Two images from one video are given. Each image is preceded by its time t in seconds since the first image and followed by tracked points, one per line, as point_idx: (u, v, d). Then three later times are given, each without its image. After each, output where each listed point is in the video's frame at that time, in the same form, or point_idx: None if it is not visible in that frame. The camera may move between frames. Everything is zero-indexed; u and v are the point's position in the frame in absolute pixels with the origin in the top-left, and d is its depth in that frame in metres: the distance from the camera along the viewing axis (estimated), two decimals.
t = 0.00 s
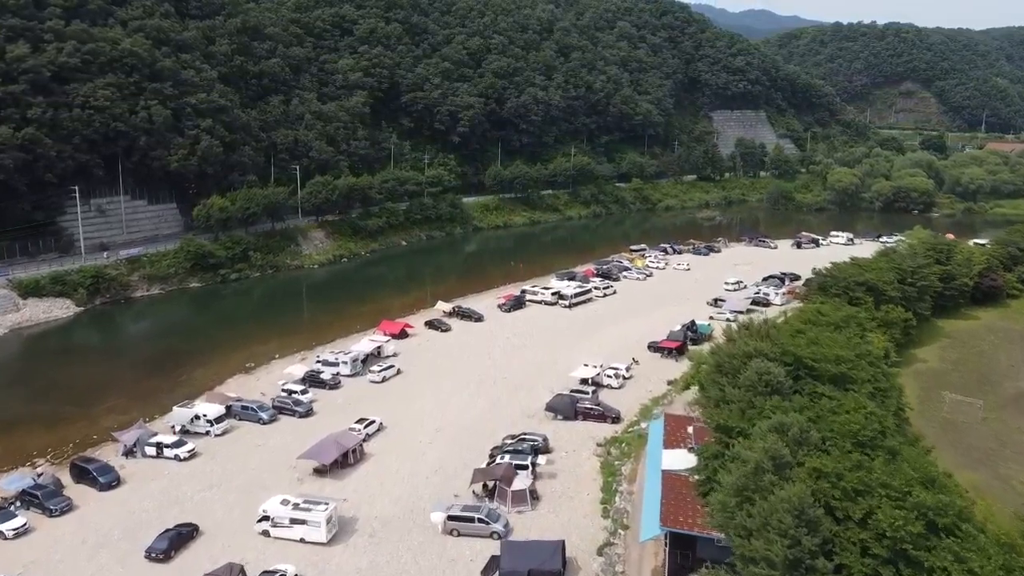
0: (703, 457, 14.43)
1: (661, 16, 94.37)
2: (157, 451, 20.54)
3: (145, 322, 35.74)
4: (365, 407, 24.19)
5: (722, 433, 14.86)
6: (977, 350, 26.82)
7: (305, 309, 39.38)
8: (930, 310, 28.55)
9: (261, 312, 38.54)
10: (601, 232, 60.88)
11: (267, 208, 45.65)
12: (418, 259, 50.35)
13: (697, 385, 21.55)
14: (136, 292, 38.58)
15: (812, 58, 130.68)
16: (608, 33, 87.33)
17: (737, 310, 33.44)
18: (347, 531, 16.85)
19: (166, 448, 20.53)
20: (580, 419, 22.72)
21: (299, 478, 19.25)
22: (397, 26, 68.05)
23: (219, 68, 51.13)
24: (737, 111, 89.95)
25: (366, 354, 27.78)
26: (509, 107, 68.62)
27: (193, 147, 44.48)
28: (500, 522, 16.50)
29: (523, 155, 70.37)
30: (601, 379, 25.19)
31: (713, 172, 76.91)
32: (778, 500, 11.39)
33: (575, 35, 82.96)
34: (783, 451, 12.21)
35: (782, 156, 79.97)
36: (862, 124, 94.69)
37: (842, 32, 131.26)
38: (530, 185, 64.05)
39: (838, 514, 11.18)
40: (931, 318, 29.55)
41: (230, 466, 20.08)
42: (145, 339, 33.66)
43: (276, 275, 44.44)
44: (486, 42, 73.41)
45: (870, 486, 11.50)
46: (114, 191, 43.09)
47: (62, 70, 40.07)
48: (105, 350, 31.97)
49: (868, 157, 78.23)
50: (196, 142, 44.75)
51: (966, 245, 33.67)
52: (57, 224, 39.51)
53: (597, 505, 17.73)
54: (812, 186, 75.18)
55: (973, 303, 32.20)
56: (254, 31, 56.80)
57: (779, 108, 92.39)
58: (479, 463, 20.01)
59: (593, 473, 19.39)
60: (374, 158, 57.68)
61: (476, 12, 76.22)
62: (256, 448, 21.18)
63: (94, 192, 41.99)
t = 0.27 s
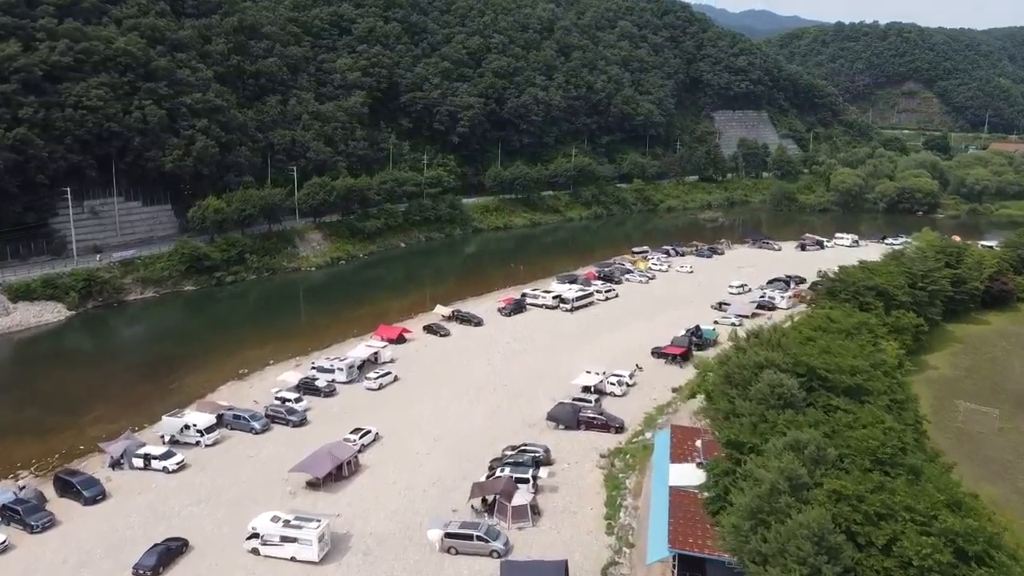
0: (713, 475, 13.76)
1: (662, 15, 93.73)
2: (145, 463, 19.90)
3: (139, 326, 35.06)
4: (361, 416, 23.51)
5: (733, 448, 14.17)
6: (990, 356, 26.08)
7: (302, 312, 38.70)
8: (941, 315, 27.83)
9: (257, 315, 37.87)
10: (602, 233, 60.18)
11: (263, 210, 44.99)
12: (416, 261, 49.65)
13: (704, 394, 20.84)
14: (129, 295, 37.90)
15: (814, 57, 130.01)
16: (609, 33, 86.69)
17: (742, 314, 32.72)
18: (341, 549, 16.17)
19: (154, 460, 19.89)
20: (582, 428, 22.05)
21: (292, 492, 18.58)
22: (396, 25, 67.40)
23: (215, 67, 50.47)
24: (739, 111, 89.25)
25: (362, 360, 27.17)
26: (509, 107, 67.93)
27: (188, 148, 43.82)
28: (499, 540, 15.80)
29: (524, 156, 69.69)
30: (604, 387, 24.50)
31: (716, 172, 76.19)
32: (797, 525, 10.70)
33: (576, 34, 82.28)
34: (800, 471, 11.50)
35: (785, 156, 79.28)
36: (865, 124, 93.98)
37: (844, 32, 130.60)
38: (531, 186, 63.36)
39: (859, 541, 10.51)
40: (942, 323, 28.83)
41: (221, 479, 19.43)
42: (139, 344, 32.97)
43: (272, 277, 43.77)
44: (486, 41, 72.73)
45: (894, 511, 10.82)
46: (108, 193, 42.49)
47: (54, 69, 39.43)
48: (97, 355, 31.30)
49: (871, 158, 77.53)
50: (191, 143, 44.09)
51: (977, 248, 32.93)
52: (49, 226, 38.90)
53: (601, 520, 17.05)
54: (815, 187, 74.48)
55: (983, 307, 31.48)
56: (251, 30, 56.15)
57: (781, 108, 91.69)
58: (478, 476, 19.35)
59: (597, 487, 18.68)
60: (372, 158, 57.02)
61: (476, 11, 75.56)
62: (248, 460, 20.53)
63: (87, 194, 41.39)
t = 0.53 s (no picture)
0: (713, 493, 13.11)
1: (653, 15, 93.31)
2: (119, 478, 19.13)
3: (120, 331, 34.20)
4: (347, 427, 22.78)
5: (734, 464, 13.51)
6: (989, 360, 25.54)
7: (288, 316, 37.88)
8: (939, 318, 27.29)
9: (242, 319, 37.04)
10: (593, 234, 59.56)
11: (248, 212, 44.14)
12: (405, 264, 48.86)
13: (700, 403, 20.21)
14: (110, 300, 36.98)
15: (805, 57, 129.97)
16: (600, 32, 86.17)
17: (736, 318, 32.11)
18: (323, 569, 15.44)
19: (129, 475, 19.12)
20: (574, 438, 21.39)
21: (273, 509, 17.83)
22: (385, 24, 66.62)
23: (200, 67, 49.57)
24: (730, 111, 88.89)
25: (347, 369, 26.62)
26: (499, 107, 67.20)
27: (171, 148, 42.93)
28: (489, 559, 15.10)
29: (514, 157, 69.01)
30: (596, 393, 23.86)
31: (707, 173, 75.74)
32: (804, 550, 10.07)
33: (566, 33, 81.68)
34: (807, 491, 10.85)
35: (776, 157, 78.92)
36: (856, 124, 93.79)
37: (834, 32, 130.61)
38: (521, 187, 62.68)
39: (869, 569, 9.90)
40: (939, 327, 28.30)
41: (199, 495, 18.68)
42: (119, 349, 32.10)
43: (258, 281, 42.94)
44: (476, 40, 72.01)
45: (907, 535, 10.20)
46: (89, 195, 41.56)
47: (33, 68, 38.49)
48: (75, 362, 30.42)
49: (863, 158, 77.27)
50: (174, 144, 43.20)
51: (974, 249, 32.42)
52: (27, 229, 37.95)
53: (595, 537, 16.38)
54: (807, 187, 74.13)
55: (981, 310, 30.99)
56: (237, 29, 55.26)
57: (773, 109, 91.35)
58: (467, 491, 18.68)
59: (590, 501, 17.98)
60: (361, 159, 56.24)
61: (466, 10, 74.85)
62: (228, 474, 19.81)
63: (68, 196, 40.47)
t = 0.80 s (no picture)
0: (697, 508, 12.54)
1: (625, 14, 93.18)
2: (72, 498, 18.10)
3: (79, 340, 32.88)
4: (315, 440, 21.92)
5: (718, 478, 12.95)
6: (967, 360, 25.35)
7: (255, 322, 36.82)
8: (916, 318, 27.07)
9: (208, 326, 35.88)
10: (567, 235, 59.05)
11: (214, 215, 42.92)
12: (376, 267, 47.87)
13: (680, 410, 19.67)
14: (68, 307, 35.62)
15: (775, 57, 130.95)
16: (572, 32, 85.78)
17: (713, 319, 31.71)
18: None
19: (83, 494, 18.10)
20: (551, 447, 20.75)
21: (236, 529, 16.96)
22: (354, 22, 65.53)
23: (162, 65, 48.18)
24: (702, 110, 89.02)
25: (316, 378, 25.73)
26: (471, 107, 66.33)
27: (133, 150, 41.59)
28: None
29: (487, 157, 68.29)
30: (573, 400, 23.25)
31: (680, 172, 75.66)
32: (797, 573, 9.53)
33: (538, 33, 81.14)
34: (799, 509, 10.31)
35: (748, 156, 79.09)
36: (826, 123, 94.50)
37: (803, 32, 131.75)
38: (494, 187, 61.98)
39: None
40: (916, 327, 28.11)
41: (158, 515, 17.75)
42: (78, 359, 30.87)
43: (224, 286, 41.75)
44: (447, 39, 71.17)
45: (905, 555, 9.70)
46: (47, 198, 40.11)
47: None
48: (30, 373, 29.15)
49: (834, 157, 77.72)
50: (136, 145, 41.86)
51: (949, 248, 32.36)
52: None
53: (574, 552, 15.73)
54: (779, 186, 74.38)
55: (956, 309, 30.91)
56: (201, 26, 53.87)
57: (744, 108, 91.62)
58: (441, 505, 17.96)
59: (569, 514, 17.32)
60: (330, 160, 55.15)
61: (437, 9, 73.97)
62: (189, 492, 18.89)
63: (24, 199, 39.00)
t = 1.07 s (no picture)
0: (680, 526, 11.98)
1: (593, 14, 92.91)
2: (18, 522, 16.98)
3: (31, 350, 31.44)
4: (280, 453, 21.00)
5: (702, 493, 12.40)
6: (942, 360, 25.22)
7: (219, 329, 35.62)
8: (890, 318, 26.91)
9: (169, 334, 34.62)
10: (538, 236, 58.48)
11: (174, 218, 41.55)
12: (344, 270, 46.81)
13: (658, 417, 19.12)
14: (20, 315, 34.10)
15: (741, 57, 131.89)
16: (540, 31, 85.28)
17: (687, 321, 31.30)
18: None
19: (30, 518, 16.99)
20: (526, 457, 20.08)
21: (194, 552, 16.02)
22: (319, 21, 64.26)
23: (119, 64, 46.60)
24: (670, 110, 89.13)
25: (280, 388, 24.74)
26: (438, 107, 65.40)
27: (89, 151, 40.09)
28: None
29: (456, 158, 67.45)
30: (547, 407, 22.62)
31: (649, 172, 75.56)
32: None
33: (507, 32, 80.48)
34: (790, 530, 9.81)
35: (717, 155, 79.25)
36: (792, 123, 95.23)
37: (768, 32, 132.91)
38: (464, 188, 61.18)
39: None
40: (890, 327, 27.97)
41: (110, 539, 16.74)
42: (30, 370, 29.47)
43: (186, 291, 40.43)
44: (414, 38, 70.17)
45: None
46: None
47: None
48: None
49: (801, 156, 78.23)
50: (92, 146, 40.37)
51: (919, 247, 32.36)
52: None
53: (551, 570, 15.08)
54: (747, 186, 74.66)
55: (928, 308, 30.88)
56: (160, 24, 52.31)
57: (712, 108, 91.87)
58: (411, 522, 17.19)
59: (545, 529, 16.65)
60: (295, 161, 53.91)
61: (404, 8, 72.93)
62: (145, 513, 17.90)
63: None
